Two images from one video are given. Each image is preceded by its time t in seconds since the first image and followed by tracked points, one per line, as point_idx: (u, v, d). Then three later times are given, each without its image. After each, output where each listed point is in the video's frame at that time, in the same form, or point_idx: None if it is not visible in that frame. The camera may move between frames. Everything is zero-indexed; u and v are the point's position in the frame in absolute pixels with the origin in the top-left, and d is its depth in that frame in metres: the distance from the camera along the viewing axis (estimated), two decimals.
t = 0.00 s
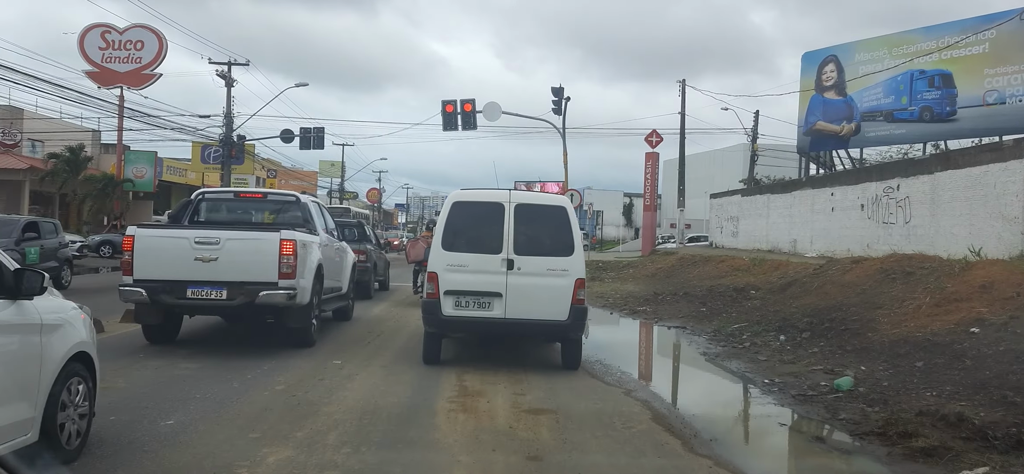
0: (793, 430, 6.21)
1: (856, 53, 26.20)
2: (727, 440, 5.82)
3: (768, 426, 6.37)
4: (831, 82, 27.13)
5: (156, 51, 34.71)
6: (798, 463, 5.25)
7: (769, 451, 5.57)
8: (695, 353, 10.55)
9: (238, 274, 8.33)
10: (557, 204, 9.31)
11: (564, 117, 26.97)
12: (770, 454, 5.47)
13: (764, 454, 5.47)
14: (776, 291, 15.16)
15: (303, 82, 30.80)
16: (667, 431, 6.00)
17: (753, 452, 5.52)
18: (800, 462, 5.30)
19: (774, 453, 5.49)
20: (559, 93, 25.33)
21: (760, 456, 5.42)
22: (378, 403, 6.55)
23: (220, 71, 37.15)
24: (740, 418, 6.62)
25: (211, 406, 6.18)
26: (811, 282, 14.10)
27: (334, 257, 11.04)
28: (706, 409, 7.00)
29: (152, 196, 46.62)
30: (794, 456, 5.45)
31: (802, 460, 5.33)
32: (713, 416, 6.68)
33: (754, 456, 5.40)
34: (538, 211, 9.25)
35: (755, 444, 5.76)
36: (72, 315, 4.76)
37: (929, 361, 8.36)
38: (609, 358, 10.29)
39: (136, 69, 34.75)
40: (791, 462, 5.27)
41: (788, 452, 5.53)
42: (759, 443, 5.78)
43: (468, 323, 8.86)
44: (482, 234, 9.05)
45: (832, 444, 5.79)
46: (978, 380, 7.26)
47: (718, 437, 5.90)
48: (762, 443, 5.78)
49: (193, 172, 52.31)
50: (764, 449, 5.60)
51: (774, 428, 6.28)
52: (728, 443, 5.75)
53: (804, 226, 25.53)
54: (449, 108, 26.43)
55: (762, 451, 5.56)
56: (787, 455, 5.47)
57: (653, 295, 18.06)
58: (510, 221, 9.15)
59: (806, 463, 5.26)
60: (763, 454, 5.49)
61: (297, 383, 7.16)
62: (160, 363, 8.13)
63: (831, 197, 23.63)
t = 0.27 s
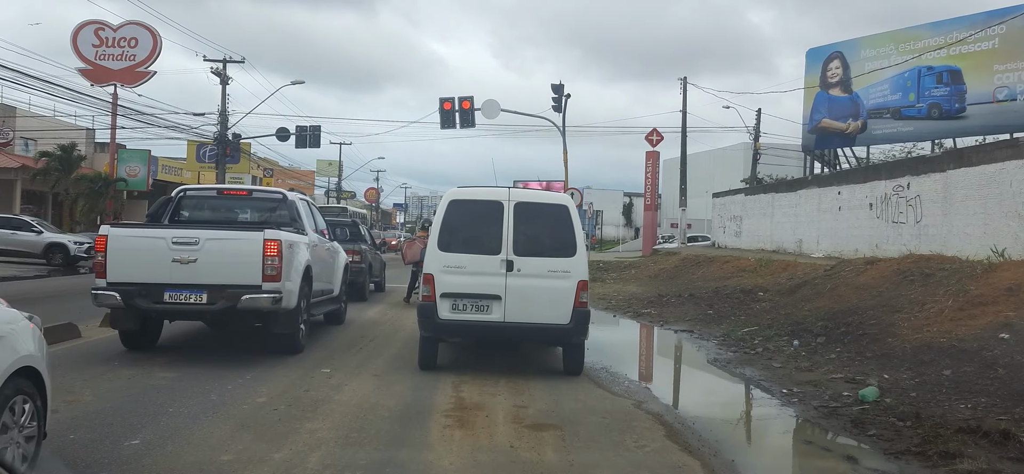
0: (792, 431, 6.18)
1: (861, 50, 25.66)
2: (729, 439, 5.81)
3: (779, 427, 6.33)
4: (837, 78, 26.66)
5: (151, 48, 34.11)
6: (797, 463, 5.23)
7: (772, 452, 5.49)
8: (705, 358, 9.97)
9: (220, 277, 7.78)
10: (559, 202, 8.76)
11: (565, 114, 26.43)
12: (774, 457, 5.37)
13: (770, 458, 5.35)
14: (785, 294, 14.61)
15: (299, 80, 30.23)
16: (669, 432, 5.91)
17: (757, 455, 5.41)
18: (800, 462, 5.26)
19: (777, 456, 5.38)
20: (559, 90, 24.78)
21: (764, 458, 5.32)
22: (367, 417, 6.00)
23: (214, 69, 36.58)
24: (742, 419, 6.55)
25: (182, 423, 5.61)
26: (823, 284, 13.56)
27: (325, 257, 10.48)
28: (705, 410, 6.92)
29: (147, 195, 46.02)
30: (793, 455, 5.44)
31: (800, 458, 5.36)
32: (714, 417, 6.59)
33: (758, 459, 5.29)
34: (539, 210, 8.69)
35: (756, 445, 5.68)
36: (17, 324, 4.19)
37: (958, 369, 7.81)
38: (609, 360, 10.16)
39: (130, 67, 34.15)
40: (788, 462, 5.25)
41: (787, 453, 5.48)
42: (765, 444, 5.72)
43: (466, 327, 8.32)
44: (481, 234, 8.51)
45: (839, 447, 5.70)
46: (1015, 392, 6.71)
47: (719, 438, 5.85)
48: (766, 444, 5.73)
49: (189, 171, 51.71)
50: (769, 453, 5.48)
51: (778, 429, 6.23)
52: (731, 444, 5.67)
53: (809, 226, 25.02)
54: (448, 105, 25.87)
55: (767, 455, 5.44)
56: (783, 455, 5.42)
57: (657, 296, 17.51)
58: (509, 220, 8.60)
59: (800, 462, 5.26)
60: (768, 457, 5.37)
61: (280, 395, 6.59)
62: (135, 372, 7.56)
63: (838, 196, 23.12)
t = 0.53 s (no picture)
0: (791, 433, 6.17)
1: (867, 46, 25.22)
2: (730, 441, 5.80)
3: (783, 430, 6.28)
4: (842, 76, 26.19)
5: (144, 46, 33.50)
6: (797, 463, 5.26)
7: (775, 456, 5.43)
8: (716, 366, 9.44)
9: (198, 280, 7.25)
10: (559, 200, 8.23)
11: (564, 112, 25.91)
12: (776, 459, 5.36)
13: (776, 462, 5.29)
14: (794, 297, 14.09)
15: (294, 78, 29.69)
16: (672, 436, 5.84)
17: (762, 457, 5.41)
18: (802, 462, 5.30)
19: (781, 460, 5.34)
20: (559, 87, 24.27)
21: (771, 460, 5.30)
22: (353, 435, 5.48)
23: (209, 66, 36.01)
24: (743, 421, 6.49)
25: (149, 442, 5.09)
26: (833, 286, 13.03)
27: (314, 258, 9.96)
28: (701, 410, 6.94)
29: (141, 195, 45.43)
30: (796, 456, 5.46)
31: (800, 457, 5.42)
32: (712, 420, 6.54)
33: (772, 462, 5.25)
34: (539, 208, 8.16)
35: (759, 447, 5.67)
36: None
37: (988, 378, 7.30)
38: (610, 361, 10.03)
39: (123, 64, 33.55)
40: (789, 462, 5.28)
41: (787, 454, 5.50)
42: (767, 444, 5.75)
43: (462, 332, 7.81)
44: (478, 233, 7.99)
45: (847, 448, 5.70)
46: None
47: (718, 439, 5.84)
48: (771, 445, 5.76)
49: (184, 171, 51.12)
50: (775, 457, 5.42)
51: (778, 432, 6.19)
52: (733, 447, 5.64)
53: (814, 226, 24.55)
54: (445, 103, 25.35)
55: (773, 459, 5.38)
56: (783, 456, 5.43)
57: (661, 298, 16.99)
58: (508, 219, 8.07)
59: (801, 462, 5.31)
60: (773, 461, 5.33)
61: (261, 408, 6.07)
62: (108, 382, 7.04)
63: (844, 195, 22.64)
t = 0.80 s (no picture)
0: (794, 436, 6.08)
1: (873, 43, 24.79)
2: (733, 447, 5.69)
3: (787, 433, 6.22)
4: (847, 73, 25.75)
5: (139, 45, 32.96)
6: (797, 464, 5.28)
7: (780, 461, 5.36)
8: (727, 375, 8.93)
9: (177, 283, 6.78)
10: (561, 199, 7.74)
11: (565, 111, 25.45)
12: (777, 460, 5.36)
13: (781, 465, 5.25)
14: (804, 300, 13.62)
15: (291, 77, 29.24)
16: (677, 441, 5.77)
17: (766, 457, 5.43)
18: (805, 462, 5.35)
19: (783, 462, 5.33)
20: (559, 85, 23.79)
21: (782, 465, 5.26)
22: (339, 454, 5.02)
23: (204, 65, 35.51)
24: (746, 425, 6.42)
25: (112, 465, 4.62)
26: (845, 288, 12.56)
27: (305, 260, 9.49)
28: (705, 417, 6.81)
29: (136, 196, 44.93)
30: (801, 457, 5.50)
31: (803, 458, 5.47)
32: (712, 424, 6.47)
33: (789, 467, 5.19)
34: (540, 208, 7.67)
35: (763, 450, 5.64)
36: None
37: (1020, 388, 6.81)
38: (609, 362, 9.92)
39: (118, 63, 33.00)
40: (792, 463, 5.31)
41: (790, 457, 5.47)
42: (770, 446, 5.76)
43: (460, 338, 7.34)
44: (477, 234, 7.51)
45: (851, 448, 5.72)
46: None
47: (723, 445, 5.73)
48: (779, 448, 5.75)
49: (180, 171, 50.65)
50: (780, 460, 5.38)
51: (784, 436, 6.12)
52: (736, 451, 5.60)
53: (819, 227, 24.13)
54: (443, 102, 24.88)
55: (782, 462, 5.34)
56: (789, 458, 5.44)
57: (665, 301, 16.53)
58: (507, 219, 7.58)
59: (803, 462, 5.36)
60: (775, 463, 5.32)
61: (241, 424, 5.61)
62: (80, 393, 6.58)
63: (850, 195, 22.22)
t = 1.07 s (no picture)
0: (797, 438, 6.09)
1: (879, 40, 24.49)
2: (733, 447, 5.72)
3: (796, 432, 6.34)
4: (852, 71, 25.46)
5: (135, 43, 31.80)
6: (789, 459, 5.44)
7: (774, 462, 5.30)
8: (738, 383, 8.51)
9: (155, 287, 6.33)
10: (563, 196, 7.22)
11: (564, 109, 25.01)
12: (776, 460, 5.40)
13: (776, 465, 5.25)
14: (812, 302, 13.20)
15: (287, 75, 28.76)
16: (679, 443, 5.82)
17: (766, 456, 5.50)
18: (806, 459, 5.45)
19: (779, 461, 5.35)
20: (559, 83, 23.35)
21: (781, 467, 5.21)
22: None
23: (199, 63, 35.02)
24: (746, 427, 6.43)
25: None
26: (855, 290, 12.14)
27: (295, 261, 9.00)
28: (702, 417, 6.85)
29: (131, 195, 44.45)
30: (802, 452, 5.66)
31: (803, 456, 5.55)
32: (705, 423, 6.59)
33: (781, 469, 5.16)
34: (541, 205, 7.15)
35: (761, 451, 5.62)
36: None
37: None
38: (606, 360, 9.78)
39: (113, 62, 31.74)
40: (789, 462, 5.33)
41: (787, 453, 5.59)
42: (773, 448, 5.77)
43: (456, 344, 6.82)
44: (476, 234, 6.97)
45: (846, 447, 5.83)
46: None
47: (724, 446, 5.73)
48: (785, 448, 5.79)
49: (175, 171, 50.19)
50: (775, 459, 5.42)
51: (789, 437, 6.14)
52: (738, 452, 5.59)
53: (823, 227, 23.74)
54: (441, 100, 24.44)
55: (778, 463, 5.33)
56: (790, 454, 5.57)
57: (669, 302, 16.10)
58: (507, 217, 7.04)
59: (803, 459, 5.44)
60: (772, 462, 5.34)
61: (218, 441, 5.16)
62: (48, 405, 6.13)
63: (855, 195, 21.83)
